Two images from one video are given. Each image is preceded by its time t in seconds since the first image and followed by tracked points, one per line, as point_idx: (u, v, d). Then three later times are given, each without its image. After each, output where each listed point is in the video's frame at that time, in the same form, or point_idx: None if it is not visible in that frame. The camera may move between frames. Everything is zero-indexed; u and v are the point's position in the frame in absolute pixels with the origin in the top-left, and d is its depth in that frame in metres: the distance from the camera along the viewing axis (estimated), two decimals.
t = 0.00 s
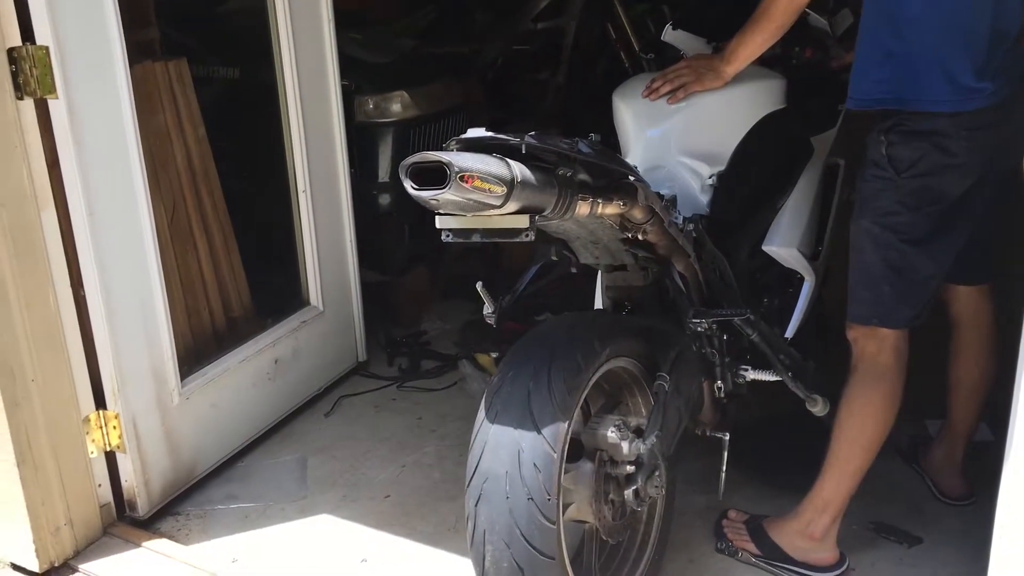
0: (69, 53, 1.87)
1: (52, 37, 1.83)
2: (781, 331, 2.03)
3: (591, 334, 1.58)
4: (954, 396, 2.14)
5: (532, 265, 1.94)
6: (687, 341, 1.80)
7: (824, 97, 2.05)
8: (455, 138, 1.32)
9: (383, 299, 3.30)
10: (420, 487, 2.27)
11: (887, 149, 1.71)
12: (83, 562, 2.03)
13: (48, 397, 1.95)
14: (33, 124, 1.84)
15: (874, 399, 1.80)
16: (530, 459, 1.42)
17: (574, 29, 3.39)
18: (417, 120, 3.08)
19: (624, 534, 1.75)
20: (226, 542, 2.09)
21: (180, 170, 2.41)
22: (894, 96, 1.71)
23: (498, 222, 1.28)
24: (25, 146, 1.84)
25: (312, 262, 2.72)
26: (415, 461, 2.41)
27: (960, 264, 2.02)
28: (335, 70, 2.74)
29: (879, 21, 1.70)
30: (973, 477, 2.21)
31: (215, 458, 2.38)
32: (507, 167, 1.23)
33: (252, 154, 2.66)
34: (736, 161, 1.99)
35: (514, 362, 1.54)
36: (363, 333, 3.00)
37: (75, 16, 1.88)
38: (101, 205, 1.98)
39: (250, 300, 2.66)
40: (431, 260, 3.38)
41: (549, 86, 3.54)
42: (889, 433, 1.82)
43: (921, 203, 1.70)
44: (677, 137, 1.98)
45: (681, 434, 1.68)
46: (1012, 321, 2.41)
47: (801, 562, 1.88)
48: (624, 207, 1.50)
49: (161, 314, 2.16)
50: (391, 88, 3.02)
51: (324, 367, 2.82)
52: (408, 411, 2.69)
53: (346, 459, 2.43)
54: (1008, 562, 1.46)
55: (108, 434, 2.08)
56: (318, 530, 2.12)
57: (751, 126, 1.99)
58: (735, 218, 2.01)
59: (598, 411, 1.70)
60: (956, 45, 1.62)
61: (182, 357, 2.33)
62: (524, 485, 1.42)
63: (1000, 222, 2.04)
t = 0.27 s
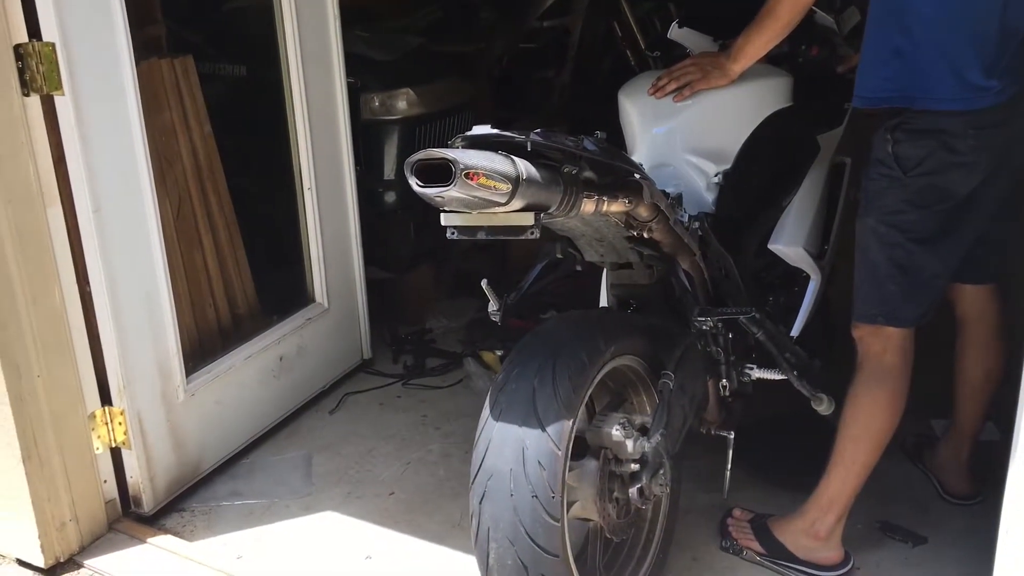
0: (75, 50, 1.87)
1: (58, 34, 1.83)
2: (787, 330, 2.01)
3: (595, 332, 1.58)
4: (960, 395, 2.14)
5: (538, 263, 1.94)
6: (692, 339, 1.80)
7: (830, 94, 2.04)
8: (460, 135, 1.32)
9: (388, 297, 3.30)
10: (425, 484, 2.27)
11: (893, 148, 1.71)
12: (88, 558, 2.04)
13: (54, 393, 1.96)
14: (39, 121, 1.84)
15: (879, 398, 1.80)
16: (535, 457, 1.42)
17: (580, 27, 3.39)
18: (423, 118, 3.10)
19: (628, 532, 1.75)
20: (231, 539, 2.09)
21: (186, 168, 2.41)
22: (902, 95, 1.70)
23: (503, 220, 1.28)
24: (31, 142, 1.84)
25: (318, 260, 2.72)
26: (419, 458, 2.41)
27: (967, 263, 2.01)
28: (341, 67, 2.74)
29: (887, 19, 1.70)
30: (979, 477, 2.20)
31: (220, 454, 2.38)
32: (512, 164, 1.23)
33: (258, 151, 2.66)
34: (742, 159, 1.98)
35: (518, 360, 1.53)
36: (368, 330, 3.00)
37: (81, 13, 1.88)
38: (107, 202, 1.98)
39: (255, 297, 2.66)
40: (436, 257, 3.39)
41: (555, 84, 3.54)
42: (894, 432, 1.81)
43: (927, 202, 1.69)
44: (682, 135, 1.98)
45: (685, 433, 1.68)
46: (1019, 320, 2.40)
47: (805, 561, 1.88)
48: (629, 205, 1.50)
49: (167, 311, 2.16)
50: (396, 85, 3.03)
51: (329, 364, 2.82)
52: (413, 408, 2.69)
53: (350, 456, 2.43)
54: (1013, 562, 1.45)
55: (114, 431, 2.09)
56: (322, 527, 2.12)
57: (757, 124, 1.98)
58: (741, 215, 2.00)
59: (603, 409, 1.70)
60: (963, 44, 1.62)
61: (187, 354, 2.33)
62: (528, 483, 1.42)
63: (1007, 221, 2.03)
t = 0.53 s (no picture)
0: (78, 51, 1.88)
1: (61, 35, 1.83)
2: (789, 331, 2.02)
3: (598, 333, 1.58)
4: (962, 397, 2.13)
5: (540, 263, 1.95)
6: (694, 340, 1.79)
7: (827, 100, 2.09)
8: (462, 136, 1.32)
9: (390, 297, 3.31)
10: (427, 485, 2.28)
11: (897, 149, 1.71)
12: (90, 558, 2.04)
13: (57, 393, 1.96)
14: (42, 121, 1.85)
15: (882, 400, 1.79)
16: (536, 458, 1.42)
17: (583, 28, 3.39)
18: (425, 118, 3.09)
19: (629, 533, 1.75)
20: (233, 539, 2.09)
21: (188, 168, 2.41)
22: (905, 95, 1.69)
23: (504, 220, 1.29)
24: (34, 143, 1.85)
25: (320, 260, 2.72)
26: (422, 459, 2.41)
27: (971, 264, 2.01)
28: (344, 68, 2.75)
29: (890, 19, 1.70)
30: (982, 478, 2.20)
31: (223, 455, 2.39)
32: (514, 165, 1.23)
33: (261, 152, 2.67)
34: (745, 159, 1.98)
35: (520, 361, 1.53)
36: (370, 331, 3.01)
37: (84, 14, 1.88)
38: (109, 202, 1.98)
39: (258, 297, 2.67)
40: (439, 258, 3.39)
41: (558, 84, 3.54)
42: (897, 434, 1.81)
43: (931, 204, 1.69)
44: (684, 136, 1.98)
45: (687, 434, 1.68)
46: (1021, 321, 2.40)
47: (807, 563, 1.88)
48: (632, 206, 1.50)
49: (169, 311, 2.16)
50: (399, 86, 3.04)
51: (331, 365, 2.82)
52: (415, 409, 2.69)
53: (353, 457, 2.43)
54: (1016, 564, 1.45)
55: (116, 431, 2.09)
56: (324, 527, 2.12)
57: (759, 125, 1.98)
58: (744, 218, 1.99)
59: (605, 410, 1.70)
60: (966, 45, 1.62)
61: (190, 354, 2.33)
62: (530, 484, 1.42)
63: (1010, 223, 2.03)
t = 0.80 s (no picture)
0: (78, 54, 1.88)
1: (61, 38, 1.83)
2: (788, 334, 2.01)
3: (597, 336, 1.58)
4: (961, 401, 2.14)
5: (538, 267, 1.97)
6: (693, 343, 1.80)
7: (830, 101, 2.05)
8: (461, 140, 1.33)
9: (390, 300, 3.31)
10: (426, 488, 2.27)
11: (895, 153, 1.71)
12: (89, 561, 2.04)
13: (56, 395, 1.96)
14: (42, 124, 1.85)
15: (881, 403, 1.80)
16: (535, 461, 1.42)
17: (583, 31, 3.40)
18: (425, 121, 3.09)
19: (628, 537, 1.75)
20: (232, 542, 2.09)
21: (188, 171, 2.41)
22: (906, 101, 1.69)
23: (503, 223, 1.28)
24: (34, 145, 1.85)
25: (320, 263, 2.72)
26: (420, 462, 2.41)
27: (969, 268, 2.01)
28: (344, 71, 2.75)
29: (889, 24, 1.70)
30: (981, 482, 2.20)
31: (222, 458, 2.39)
32: (513, 169, 1.23)
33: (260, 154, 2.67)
34: (743, 162, 1.98)
35: (519, 363, 1.53)
36: (370, 333, 3.01)
37: (83, 17, 1.88)
38: (109, 205, 1.99)
39: (257, 300, 2.67)
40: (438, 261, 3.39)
41: (558, 88, 3.55)
42: (895, 437, 1.81)
43: (929, 207, 1.69)
44: (683, 140, 1.99)
45: (686, 437, 1.68)
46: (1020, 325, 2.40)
47: (806, 566, 1.88)
48: (629, 210, 1.50)
49: (169, 314, 2.17)
50: (399, 89, 3.04)
51: (330, 368, 2.82)
52: (414, 412, 2.69)
53: (352, 460, 2.43)
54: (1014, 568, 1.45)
55: (115, 434, 2.09)
56: (323, 531, 2.12)
57: (758, 128, 1.98)
58: (742, 222, 2.00)
59: (604, 414, 1.70)
60: (965, 49, 1.62)
61: (190, 357, 2.33)
62: (528, 487, 1.42)
63: (1009, 226, 2.03)
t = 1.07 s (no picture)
0: (75, 55, 1.88)
1: (58, 39, 1.84)
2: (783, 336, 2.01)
3: (593, 338, 1.58)
4: (956, 403, 2.14)
5: (535, 269, 1.98)
6: (688, 346, 1.80)
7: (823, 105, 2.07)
8: (457, 142, 1.33)
9: (386, 302, 3.31)
10: (421, 490, 2.27)
11: (890, 156, 1.71)
12: (84, 562, 2.04)
13: (51, 396, 1.96)
14: (38, 125, 1.85)
15: (876, 405, 1.80)
16: (531, 463, 1.42)
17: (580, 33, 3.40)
18: (422, 123, 3.09)
19: (624, 539, 1.75)
20: (227, 543, 2.09)
21: (185, 172, 2.41)
22: (899, 104, 1.70)
23: (501, 226, 1.27)
24: (30, 146, 1.85)
25: (316, 264, 2.73)
26: (416, 463, 2.41)
27: (964, 270, 2.02)
28: (340, 73, 2.75)
29: (884, 28, 1.72)
30: (976, 484, 2.21)
31: (218, 459, 2.39)
32: (509, 171, 1.24)
33: (257, 156, 2.67)
34: (740, 161, 1.99)
35: (515, 365, 1.54)
36: (366, 335, 3.01)
37: (80, 18, 1.89)
38: (105, 206, 1.98)
39: (253, 301, 2.67)
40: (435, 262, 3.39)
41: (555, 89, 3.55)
42: (890, 440, 1.82)
43: (924, 210, 1.70)
44: (679, 142, 1.99)
45: (681, 439, 1.68)
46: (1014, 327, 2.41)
47: (801, 568, 1.88)
48: (626, 212, 1.50)
49: (165, 315, 2.17)
50: (396, 91, 3.04)
51: (326, 369, 2.82)
52: (410, 413, 2.69)
53: (348, 461, 2.43)
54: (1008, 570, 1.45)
55: (111, 435, 2.09)
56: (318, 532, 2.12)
57: (753, 130, 1.99)
58: (737, 225, 2.02)
59: (600, 416, 1.70)
60: (959, 52, 1.63)
61: (186, 359, 2.33)
62: (524, 489, 1.42)
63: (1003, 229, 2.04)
